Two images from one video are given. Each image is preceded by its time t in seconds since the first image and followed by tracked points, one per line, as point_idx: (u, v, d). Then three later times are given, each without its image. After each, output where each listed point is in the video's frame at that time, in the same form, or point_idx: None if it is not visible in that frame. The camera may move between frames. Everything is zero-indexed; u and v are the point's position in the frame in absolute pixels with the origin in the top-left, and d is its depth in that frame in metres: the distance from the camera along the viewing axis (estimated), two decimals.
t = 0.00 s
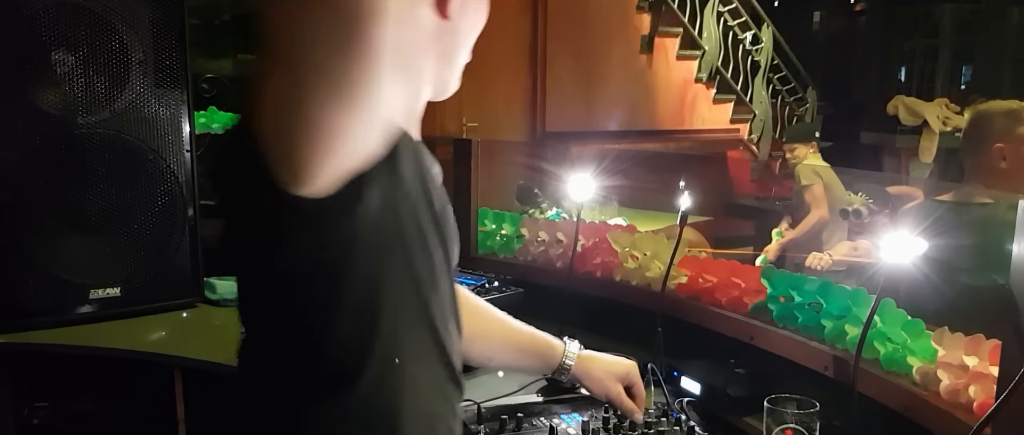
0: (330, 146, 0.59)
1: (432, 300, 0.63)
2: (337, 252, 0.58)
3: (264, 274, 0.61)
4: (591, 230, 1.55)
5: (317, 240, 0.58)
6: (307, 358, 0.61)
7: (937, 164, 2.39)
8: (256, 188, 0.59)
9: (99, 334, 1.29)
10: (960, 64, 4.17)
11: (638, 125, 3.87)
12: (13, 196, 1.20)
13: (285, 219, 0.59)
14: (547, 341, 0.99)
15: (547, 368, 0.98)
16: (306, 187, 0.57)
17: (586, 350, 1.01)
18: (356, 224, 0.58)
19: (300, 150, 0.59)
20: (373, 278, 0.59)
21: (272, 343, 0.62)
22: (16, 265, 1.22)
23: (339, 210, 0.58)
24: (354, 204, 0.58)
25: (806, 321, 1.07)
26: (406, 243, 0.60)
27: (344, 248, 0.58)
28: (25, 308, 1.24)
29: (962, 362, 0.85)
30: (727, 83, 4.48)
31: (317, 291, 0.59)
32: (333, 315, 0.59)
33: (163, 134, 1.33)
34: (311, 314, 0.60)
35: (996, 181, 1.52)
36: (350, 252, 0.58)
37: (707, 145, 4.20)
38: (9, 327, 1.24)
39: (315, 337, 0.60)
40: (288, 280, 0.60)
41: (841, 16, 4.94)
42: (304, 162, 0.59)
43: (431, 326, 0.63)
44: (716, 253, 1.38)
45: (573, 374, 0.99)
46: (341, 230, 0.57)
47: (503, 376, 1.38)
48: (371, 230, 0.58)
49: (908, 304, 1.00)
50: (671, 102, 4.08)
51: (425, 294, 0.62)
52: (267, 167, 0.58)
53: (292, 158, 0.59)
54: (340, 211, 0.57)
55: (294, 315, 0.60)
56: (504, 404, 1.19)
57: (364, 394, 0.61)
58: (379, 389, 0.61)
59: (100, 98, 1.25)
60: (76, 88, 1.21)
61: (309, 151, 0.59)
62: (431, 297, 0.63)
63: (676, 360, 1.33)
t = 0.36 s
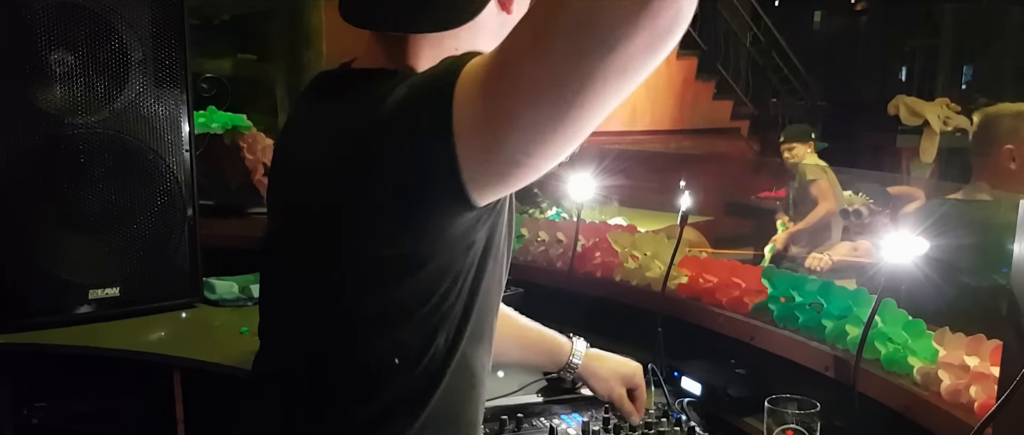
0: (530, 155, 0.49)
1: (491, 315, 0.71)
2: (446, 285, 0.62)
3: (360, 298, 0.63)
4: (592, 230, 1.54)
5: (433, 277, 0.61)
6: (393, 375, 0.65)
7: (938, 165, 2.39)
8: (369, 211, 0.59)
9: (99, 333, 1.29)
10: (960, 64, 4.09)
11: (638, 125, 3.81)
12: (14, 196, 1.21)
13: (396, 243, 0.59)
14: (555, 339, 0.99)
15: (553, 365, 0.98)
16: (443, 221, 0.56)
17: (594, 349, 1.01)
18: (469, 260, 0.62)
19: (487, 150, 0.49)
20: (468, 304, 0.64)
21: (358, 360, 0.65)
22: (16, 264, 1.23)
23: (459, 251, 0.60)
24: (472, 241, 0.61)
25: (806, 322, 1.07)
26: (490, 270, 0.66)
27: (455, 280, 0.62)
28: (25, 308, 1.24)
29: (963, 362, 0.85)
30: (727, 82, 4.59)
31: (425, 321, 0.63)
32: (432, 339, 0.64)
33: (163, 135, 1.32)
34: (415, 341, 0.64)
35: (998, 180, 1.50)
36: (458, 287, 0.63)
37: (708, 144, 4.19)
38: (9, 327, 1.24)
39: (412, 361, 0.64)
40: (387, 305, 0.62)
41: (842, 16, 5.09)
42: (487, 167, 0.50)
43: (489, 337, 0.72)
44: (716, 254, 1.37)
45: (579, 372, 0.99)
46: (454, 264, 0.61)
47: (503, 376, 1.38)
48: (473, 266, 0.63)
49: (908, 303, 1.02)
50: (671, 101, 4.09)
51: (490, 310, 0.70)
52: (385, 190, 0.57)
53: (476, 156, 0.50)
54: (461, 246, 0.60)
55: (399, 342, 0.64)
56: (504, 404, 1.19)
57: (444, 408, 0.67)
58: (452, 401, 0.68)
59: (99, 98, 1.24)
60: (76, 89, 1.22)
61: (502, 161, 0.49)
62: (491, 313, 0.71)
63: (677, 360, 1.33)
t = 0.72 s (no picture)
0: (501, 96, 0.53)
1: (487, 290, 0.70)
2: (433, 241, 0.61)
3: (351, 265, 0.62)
4: (592, 230, 1.54)
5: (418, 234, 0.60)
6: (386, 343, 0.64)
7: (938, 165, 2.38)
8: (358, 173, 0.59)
9: (98, 333, 1.29)
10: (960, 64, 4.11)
11: (638, 124, 3.78)
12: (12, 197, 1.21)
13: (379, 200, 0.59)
14: (546, 343, 0.98)
15: (544, 368, 0.98)
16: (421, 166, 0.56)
17: (590, 352, 1.01)
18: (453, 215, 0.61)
19: (459, 99, 0.52)
20: (452, 269, 0.62)
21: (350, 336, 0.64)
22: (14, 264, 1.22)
23: (443, 204, 0.60)
24: (454, 198, 0.60)
25: (806, 322, 1.07)
26: (478, 240, 0.65)
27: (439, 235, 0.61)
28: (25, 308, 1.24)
29: (963, 362, 0.85)
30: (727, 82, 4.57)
31: (412, 280, 0.61)
32: (423, 302, 0.62)
33: (163, 135, 1.32)
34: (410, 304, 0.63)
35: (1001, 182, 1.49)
36: (444, 246, 0.61)
37: (708, 144, 4.18)
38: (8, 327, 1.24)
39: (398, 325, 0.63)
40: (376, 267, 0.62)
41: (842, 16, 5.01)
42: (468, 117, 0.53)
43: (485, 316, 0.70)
44: (716, 254, 1.38)
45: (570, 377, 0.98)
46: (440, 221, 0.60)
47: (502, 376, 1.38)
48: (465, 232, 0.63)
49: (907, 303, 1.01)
50: (670, 101, 4.08)
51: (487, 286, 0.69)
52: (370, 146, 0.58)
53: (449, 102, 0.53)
54: (439, 203, 0.59)
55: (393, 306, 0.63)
56: (503, 404, 1.18)
57: (434, 379, 0.64)
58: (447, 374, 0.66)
59: (99, 98, 1.24)
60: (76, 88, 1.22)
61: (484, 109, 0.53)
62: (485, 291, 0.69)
63: (677, 360, 1.33)
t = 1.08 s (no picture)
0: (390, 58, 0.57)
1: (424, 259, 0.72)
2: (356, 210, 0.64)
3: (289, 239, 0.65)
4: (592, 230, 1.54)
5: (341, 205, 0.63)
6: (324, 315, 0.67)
7: (938, 164, 2.39)
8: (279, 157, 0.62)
9: (98, 333, 1.29)
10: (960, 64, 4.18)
11: (638, 125, 3.89)
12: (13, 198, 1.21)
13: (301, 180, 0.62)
14: (546, 337, 1.00)
15: (542, 361, 0.99)
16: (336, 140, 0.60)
17: (589, 349, 1.00)
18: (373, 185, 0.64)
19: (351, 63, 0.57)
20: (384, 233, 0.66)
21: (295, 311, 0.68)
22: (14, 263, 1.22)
23: (364, 174, 0.63)
24: (374, 169, 0.64)
25: (806, 322, 1.07)
26: (408, 210, 0.69)
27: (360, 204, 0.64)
28: (26, 308, 1.24)
29: (963, 362, 0.85)
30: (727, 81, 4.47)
31: (343, 254, 0.65)
32: (355, 272, 0.66)
33: (163, 134, 1.32)
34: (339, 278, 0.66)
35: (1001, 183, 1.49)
36: (369, 216, 0.65)
37: (708, 144, 4.19)
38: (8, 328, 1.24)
39: (332, 296, 0.66)
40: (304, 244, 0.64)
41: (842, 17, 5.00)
42: (362, 82, 0.57)
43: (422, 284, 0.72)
44: (716, 254, 1.38)
45: (567, 369, 0.98)
46: (360, 190, 0.63)
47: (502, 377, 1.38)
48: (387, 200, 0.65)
49: (907, 302, 1.00)
50: (670, 102, 4.07)
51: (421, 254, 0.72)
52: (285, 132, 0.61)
53: (341, 72, 0.57)
54: (357, 173, 0.63)
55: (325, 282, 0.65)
56: (503, 404, 1.19)
57: (378, 340, 0.69)
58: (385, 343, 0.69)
59: (99, 97, 1.24)
60: (75, 88, 1.22)
61: (375, 71, 0.57)
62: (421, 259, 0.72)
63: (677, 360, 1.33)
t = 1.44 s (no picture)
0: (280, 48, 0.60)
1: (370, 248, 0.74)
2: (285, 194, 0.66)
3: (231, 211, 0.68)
4: (592, 230, 1.54)
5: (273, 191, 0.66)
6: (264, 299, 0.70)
7: (938, 164, 2.40)
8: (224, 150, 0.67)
9: (98, 334, 1.29)
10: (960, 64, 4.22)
11: (638, 124, 3.88)
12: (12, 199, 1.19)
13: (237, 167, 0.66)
14: (546, 337, 0.99)
15: (543, 361, 0.99)
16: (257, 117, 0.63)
17: (590, 349, 0.99)
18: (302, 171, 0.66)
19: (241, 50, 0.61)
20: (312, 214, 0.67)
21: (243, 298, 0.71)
22: (13, 264, 1.21)
23: (294, 160, 0.65)
24: (295, 151, 0.65)
25: (806, 322, 1.07)
26: (343, 195, 0.69)
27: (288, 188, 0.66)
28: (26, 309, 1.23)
29: (963, 362, 0.85)
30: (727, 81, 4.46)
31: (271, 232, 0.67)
32: (284, 250, 0.67)
33: (164, 135, 1.30)
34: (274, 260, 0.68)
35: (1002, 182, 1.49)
36: (296, 196, 0.66)
37: (708, 144, 4.20)
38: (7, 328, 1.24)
39: (266, 275, 0.68)
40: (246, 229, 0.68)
41: (841, 16, 5.00)
42: (259, 72, 0.60)
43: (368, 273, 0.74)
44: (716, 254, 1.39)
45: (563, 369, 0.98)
46: (290, 177, 0.66)
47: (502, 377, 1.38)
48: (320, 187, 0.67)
49: (907, 302, 1.01)
50: (670, 102, 4.07)
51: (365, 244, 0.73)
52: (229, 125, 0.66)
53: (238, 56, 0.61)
54: (278, 153, 0.65)
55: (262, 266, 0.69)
56: (504, 404, 1.19)
57: (309, 319, 0.70)
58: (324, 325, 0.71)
59: (99, 97, 1.23)
60: (74, 89, 1.20)
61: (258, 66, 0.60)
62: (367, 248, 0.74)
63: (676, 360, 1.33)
